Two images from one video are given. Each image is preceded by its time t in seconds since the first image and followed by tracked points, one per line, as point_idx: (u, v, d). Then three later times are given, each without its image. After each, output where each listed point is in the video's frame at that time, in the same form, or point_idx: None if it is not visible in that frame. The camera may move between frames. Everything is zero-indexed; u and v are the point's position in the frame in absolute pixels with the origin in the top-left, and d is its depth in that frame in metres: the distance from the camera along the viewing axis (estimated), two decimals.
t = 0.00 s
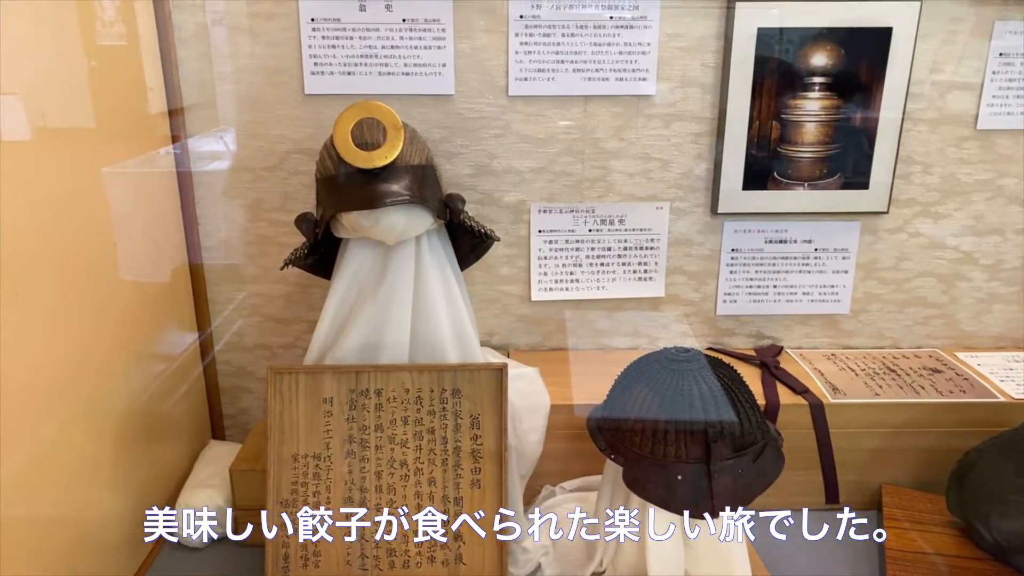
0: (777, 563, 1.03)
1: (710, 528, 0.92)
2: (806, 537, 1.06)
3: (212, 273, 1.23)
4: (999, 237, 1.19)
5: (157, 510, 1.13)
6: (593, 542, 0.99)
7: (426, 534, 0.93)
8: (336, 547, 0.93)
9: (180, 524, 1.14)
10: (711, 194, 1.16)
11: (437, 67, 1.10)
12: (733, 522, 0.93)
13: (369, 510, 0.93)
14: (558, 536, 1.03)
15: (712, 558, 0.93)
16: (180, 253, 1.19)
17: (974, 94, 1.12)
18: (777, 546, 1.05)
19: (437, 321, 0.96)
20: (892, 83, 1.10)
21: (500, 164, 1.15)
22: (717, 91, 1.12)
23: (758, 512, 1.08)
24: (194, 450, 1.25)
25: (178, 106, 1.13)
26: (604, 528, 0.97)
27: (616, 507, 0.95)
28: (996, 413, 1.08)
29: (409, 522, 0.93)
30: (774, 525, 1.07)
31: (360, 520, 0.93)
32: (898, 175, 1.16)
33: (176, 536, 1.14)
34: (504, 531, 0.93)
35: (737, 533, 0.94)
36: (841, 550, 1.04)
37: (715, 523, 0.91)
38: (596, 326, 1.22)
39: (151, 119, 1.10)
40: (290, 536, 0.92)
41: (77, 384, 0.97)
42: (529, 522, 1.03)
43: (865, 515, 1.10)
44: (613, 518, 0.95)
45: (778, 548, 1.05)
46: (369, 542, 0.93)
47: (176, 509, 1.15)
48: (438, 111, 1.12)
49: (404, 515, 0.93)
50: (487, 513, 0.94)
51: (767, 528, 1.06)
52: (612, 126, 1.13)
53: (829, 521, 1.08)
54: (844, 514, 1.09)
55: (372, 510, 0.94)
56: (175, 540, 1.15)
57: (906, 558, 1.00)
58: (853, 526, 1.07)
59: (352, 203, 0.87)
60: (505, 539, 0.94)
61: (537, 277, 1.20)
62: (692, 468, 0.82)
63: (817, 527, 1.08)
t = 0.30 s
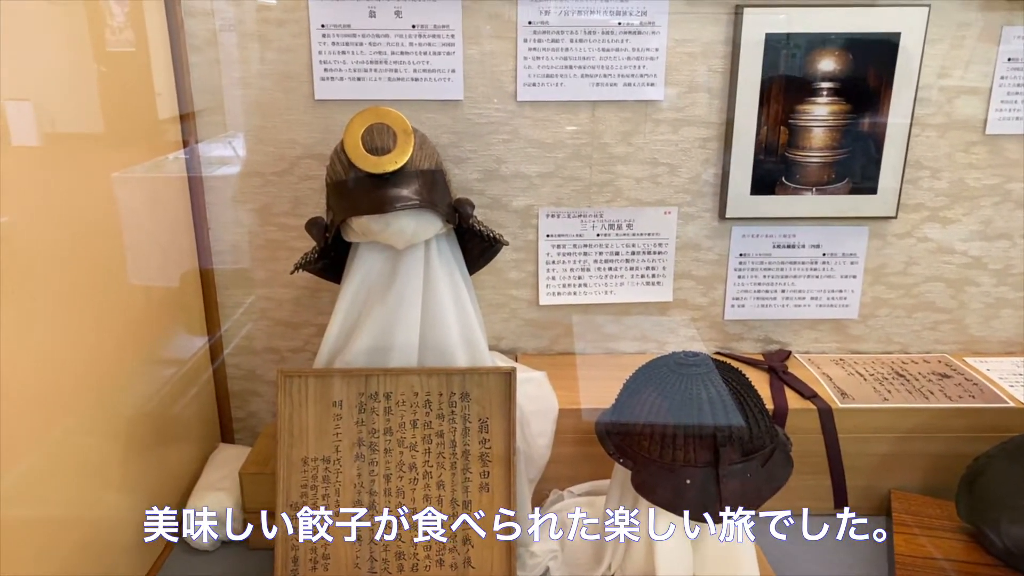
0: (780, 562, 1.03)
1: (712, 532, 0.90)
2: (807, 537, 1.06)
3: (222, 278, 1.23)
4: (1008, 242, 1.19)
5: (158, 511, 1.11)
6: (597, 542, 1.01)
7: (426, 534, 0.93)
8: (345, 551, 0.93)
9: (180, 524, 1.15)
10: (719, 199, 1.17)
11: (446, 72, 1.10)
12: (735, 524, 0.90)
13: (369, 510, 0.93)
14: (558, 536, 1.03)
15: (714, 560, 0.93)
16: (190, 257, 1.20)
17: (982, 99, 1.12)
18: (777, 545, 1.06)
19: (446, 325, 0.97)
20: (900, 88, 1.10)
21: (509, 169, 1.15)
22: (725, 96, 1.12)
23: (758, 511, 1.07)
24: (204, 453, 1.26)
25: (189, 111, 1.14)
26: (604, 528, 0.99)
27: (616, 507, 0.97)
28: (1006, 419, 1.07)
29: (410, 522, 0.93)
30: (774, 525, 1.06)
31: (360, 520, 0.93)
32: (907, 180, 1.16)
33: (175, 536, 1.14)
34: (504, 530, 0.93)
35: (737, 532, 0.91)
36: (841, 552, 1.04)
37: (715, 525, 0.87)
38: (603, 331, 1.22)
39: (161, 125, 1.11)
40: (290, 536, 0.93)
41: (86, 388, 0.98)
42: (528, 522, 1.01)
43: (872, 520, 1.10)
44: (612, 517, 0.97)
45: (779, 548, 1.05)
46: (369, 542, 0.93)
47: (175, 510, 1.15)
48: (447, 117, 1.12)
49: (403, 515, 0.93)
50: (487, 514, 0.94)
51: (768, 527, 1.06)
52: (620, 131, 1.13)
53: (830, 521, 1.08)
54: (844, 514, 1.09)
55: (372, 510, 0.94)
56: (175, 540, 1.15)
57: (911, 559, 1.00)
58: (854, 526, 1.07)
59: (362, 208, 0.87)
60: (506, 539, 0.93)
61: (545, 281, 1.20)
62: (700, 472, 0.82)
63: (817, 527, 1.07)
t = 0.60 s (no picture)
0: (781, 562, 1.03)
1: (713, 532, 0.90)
2: (807, 537, 1.05)
3: (227, 278, 1.24)
4: (1012, 243, 1.19)
5: (158, 511, 1.11)
6: (597, 542, 1.01)
7: (426, 534, 0.94)
8: (348, 549, 0.93)
9: (180, 524, 1.15)
10: (722, 199, 1.17)
11: (449, 73, 1.11)
12: (735, 523, 0.90)
13: (368, 510, 0.94)
14: (558, 536, 1.03)
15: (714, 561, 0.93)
16: (195, 258, 1.21)
17: (985, 100, 1.12)
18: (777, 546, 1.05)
19: (449, 325, 0.97)
20: (903, 88, 1.10)
21: (512, 169, 1.15)
22: (728, 96, 1.12)
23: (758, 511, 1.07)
24: (208, 452, 1.26)
25: (194, 112, 1.15)
26: (604, 528, 1.00)
27: (616, 507, 0.97)
28: (1009, 419, 1.07)
29: (410, 523, 0.94)
30: (774, 526, 1.06)
31: (360, 520, 0.93)
32: (910, 180, 1.16)
33: (174, 535, 1.14)
34: (504, 530, 0.93)
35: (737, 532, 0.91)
36: (843, 552, 1.03)
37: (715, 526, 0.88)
38: (606, 331, 1.22)
39: (166, 126, 1.11)
40: (290, 536, 0.93)
41: (92, 387, 0.98)
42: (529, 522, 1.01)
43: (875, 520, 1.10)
44: (613, 517, 0.97)
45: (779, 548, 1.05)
46: (370, 543, 0.93)
47: (174, 510, 1.15)
48: (450, 117, 1.13)
49: (403, 515, 0.94)
50: (487, 513, 0.94)
51: (768, 528, 1.06)
52: (623, 132, 1.14)
53: (830, 522, 1.07)
54: (845, 514, 1.08)
55: (373, 510, 0.94)
56: (174, 540, 1.15)
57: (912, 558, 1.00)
58: (854, 526, 1.06)
59: (366, 208, 0.88)
60: (505, 539, 0.94)
61: (548, 281, 1.21)
62: (702, 472, 0.82)
63: (817, 527, 1.07)
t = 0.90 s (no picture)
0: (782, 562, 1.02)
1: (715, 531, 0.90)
2: (807, 537, 1.04)
3: (228, 276, 1.24)
4: (1017, 241, 1.18)
5: (158, 511, 1.11)
6: (597, 542, 1.00)
7: (426, 534, 0.93)
8: (348, 547, 0.93)
9: (181, 522, 1.15)
10: (724, 196, 1.16)
11: (451, 70, 1.10)
12: (736, 524, 0.89)
13: (368, 510, 0.93)
14: (558, 535, 1.03)
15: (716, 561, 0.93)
16: (196, 256, 1.21)
17: (990, 97, 1.11)
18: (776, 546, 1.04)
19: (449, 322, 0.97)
20: (907, 85, 1.10)
21: (513, 166, 1.15)
22: (731, 92, 1.12)
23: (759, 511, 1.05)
24: (208, 450, 1.26)
25: (196, 113, 1.15)
26: (604, 528, 0.99)
27: (616, 507, 0.97)
28: (1013, 419, 1.06)
29: (409, 522, 0.93)
30: (774, 526, 1.05)
31: (360, 520, 0.93)
32: (914, 177, 1.15)
33: (174, 535, 1.14)
34: (504, 530, 0.93)
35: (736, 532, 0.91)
36: (844, 552, 1.02)
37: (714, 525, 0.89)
38: (608, 329, 1.22)
39: (169, 124, 1.12)
40: (289, 536, 0.92)
41: (95, 386, 0.98)
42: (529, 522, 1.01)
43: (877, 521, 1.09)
44: (613, 517, 0.97)
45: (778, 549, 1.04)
46: (370, 542, 0.93)
47: (174, 509, 1.15)
48: (451, 114, 1.12)
49: (403, 515, 0.93)
50: (487, 513, 0.93)
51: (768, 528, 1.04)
52: (624, 129, 1.13)
53: (829, 522, 1.06)
54: (844, 514, 1.07)
55: (373, 510, 0.94)
56: (174, 540, 1.14)
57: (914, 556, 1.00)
58: (854, 526, 1.05)
59: (366, 204, 0.87)
60: (505, 539, 0.93)
61: (549, 279, 1.20)
62: (704, 470, 0.82)
63: (817, 527, 1.06)
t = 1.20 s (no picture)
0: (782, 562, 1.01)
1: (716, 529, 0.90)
2: (807, 536, 1.04)
3: (223, 273, 1.23)
4: (1016, 237, 1.17)
5: (157, 511, 1.11)
6: (596, 542, 0.99)
7: (426, 534, 0.93)
8: (342, 544, 0.93)
9: (182, 523, 1.15)
10: (721, 192, 1.15)
11: (446, 65, 1.10)
12: (735, 522, 0.90)
13: (369, 510, 0.93)
14: (558, 535, 1.01)
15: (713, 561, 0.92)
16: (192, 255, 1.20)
17: (989, 91, 1.10)
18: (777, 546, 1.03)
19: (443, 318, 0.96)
20: (905, 81, 1.09)
21: (509, 162, 1.15)
22: (727, 87, 1.11)
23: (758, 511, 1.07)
24: (203, 448, 1.25)
25: (190, 115, 1.15)
26: (604, 528, 0.97)
27: (616, 507, 0.95)
28: (1012, 415, 1.05)
29: (410, 523, 0.93)
30: (774, 525, 1.05)
31: (360, 520, 0.93)
32: (913, 173, 1.15)
33: (177, 536, 1.14)
34: (504, 531, 0.93)
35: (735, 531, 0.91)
36: (845, 552, 1.02)
37: (713, 523, 0.89)
38: (604, 326, 1.21)
39: (166, 122, 1.12)
40: (290, 536, 0.93)
41: (92, 385, 0.99)
42: (529, 522, 1.01)
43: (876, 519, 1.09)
44: (612, 518, 0.95)
45: (779, 548, 1.03)
46: (368, 543, 0.93)
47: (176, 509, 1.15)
48: (447, 110, 1.12)
49: (403, 515, 0.93)
50: (487, 513, 0.93)
51: (768, 528, 1.04)
52: (620, 124, 1.13)
53: (830, 522, 1.06)
54: (845, 514, 1.06)
55: (372, 510, 0.93)
56: (175, 540, 1.14)
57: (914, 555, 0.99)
58: (854, 526, 1.05)
59: (359, 199, 0.87)
60: (505, 539, 0.93)
61: (546, 276, 1.20)
62: (698, 466, 0.81)
63: (817, 527, 1.05)
